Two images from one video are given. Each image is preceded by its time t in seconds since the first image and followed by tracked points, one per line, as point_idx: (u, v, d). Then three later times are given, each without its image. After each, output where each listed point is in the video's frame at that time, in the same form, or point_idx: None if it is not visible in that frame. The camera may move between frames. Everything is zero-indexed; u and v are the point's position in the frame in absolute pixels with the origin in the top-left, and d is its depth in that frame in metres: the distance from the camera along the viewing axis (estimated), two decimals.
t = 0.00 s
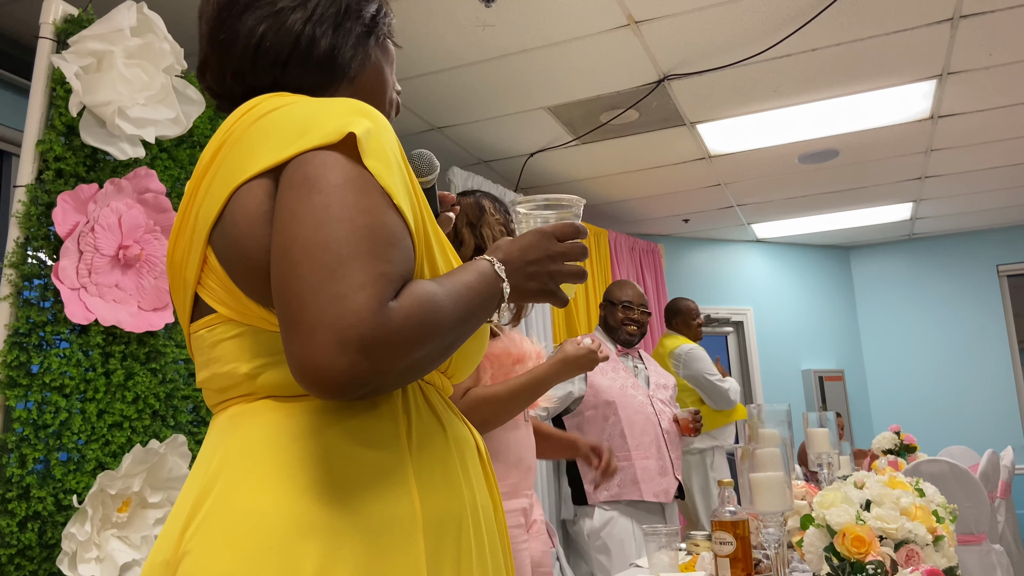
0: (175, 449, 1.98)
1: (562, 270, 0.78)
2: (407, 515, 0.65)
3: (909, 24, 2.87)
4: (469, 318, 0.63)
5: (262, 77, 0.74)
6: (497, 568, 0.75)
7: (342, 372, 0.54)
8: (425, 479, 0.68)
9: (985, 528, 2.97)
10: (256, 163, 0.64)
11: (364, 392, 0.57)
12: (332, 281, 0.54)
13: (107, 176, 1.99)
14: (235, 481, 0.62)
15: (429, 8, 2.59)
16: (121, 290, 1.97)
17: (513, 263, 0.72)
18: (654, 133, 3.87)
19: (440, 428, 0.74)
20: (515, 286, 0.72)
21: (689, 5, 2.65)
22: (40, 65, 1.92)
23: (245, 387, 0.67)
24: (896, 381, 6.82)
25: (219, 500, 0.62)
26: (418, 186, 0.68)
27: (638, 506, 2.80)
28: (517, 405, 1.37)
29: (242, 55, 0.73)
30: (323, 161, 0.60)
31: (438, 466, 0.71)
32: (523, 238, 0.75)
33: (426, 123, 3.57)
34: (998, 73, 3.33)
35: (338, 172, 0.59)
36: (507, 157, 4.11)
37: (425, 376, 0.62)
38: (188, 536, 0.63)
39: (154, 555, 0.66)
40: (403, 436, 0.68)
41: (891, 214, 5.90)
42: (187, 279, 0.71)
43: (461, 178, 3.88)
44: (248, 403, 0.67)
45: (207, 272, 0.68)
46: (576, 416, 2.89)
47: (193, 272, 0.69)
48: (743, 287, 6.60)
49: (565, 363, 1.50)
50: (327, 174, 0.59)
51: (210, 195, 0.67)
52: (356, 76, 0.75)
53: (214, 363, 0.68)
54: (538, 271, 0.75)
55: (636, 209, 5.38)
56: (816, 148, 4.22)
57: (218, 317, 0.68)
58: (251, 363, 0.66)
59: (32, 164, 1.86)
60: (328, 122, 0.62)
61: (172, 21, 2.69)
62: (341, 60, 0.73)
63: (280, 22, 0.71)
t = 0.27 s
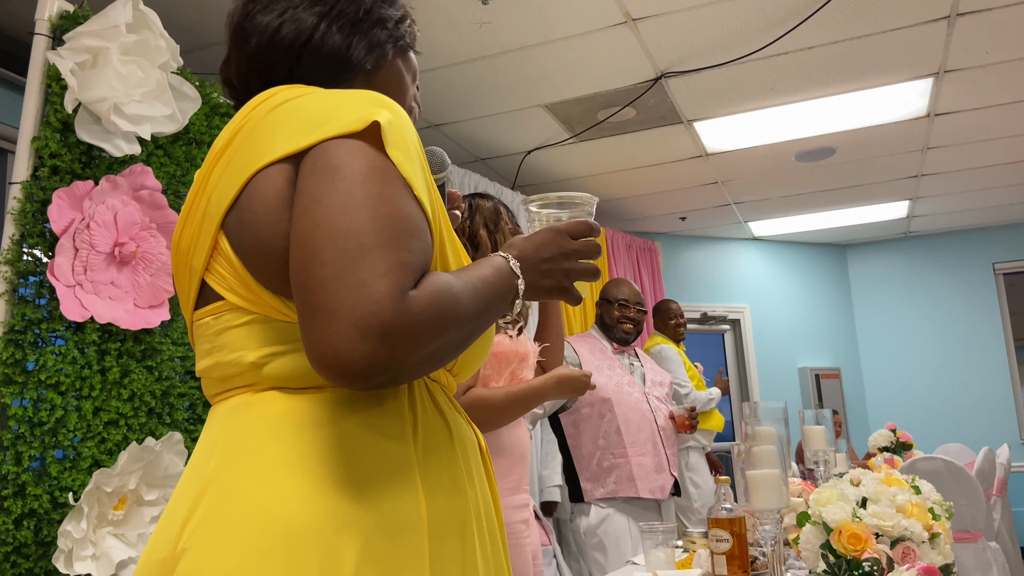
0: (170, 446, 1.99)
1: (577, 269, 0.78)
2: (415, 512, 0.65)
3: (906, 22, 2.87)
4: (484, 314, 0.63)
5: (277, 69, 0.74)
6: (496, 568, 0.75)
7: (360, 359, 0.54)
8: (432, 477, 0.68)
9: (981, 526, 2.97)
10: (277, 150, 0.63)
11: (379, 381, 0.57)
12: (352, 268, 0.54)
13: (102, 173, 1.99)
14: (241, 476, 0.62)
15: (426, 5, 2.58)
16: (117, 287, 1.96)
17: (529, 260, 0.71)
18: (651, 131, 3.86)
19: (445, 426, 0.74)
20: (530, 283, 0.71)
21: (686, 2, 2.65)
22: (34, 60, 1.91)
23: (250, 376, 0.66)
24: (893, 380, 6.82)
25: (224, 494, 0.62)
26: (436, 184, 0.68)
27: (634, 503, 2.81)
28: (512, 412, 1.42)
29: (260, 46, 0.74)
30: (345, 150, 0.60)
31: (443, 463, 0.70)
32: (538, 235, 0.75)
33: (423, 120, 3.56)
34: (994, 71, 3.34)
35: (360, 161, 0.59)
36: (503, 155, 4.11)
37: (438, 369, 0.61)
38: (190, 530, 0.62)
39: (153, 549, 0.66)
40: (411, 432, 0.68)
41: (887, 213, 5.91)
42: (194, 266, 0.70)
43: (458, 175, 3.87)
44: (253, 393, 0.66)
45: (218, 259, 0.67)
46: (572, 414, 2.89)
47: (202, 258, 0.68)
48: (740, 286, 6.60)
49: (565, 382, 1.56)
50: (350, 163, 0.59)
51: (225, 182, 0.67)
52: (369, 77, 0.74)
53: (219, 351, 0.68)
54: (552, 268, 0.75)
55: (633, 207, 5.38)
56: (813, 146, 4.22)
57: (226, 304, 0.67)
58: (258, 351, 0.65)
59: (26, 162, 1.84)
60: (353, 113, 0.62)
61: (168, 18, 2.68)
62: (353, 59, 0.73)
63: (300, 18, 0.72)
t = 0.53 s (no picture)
0: (166, 444, 1.98)
1: (589, 270, 0.78)
2: (413, 506, 0.64)
3: (903, 19, 2.88)
4: (496, 309, 0.63)
5: (305, 73, 0.74)
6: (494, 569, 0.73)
7: (371, 340, 0.53)
8: (433, 472, 0.68)
9: (976, 522, 2.98)
10: (300, 137, 0.64)
11: (389, 366, 0.56)
12: (367, 250, 0.54)
13: (98, 169, 1.98)
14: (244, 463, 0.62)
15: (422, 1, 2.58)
16: (112, 284, 1.96)
17: (543, 261, 0.73)
18: (647, 128, 3.86)
19: (449, 422, 0.73)
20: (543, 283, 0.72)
21: None
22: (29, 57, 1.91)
23: (256, 362, 0.66)
24: (889, 376, 6.84)
25: (226, 479, 0.62)
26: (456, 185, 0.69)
27: (630, 499, 2.82)
28: (507, 406, 1.38)
29: (289, 49, 0.74)
30: (367, 138, 0.60)
31: (446, 457, 0.70)
32: (553, 237, 0.76)
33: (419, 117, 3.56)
34: (991, 68, 3.34)
35: (382, 148, 0.60)
36: (500, 152, 4.11)
37: (451, 359, 0.61)
38: (192, 515, 0.62)
39: (155, 533, 0.66)
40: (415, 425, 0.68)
41: (884, 210, 5.92)
42: (210, 252, 0.71)
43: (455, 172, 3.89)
44: (261, 378, 0.67)
45: (234, 244, 0.68)
46: (569, 410, 2.90)
47: (218, 243, 0.69)
48: (736, 283, 6.61)
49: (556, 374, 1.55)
50: (371, 150, 0.59)
51: (245, 170, 0.68)
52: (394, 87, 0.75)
53: (231, 336, 0.68)
54: (566, 270, 0.76)
55: (630, 205, 5.38)
56: (810, 143, 4.23)
57: (238, 291, 0.68)
58: (267, 336, 0.65)
59: (22, 157, 1.84)
60: (377, 106, 0.63)
61: (164, 15, 2.67)
62: (381, 68, 0.73)
63: (327, 24, 0.72)
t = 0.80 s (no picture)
0: (163, 441, 1.99)
1: (596, 267, 0.77)
2: (437, 501, 0.64)
3: (899, 15, 2.88)
4: (506, 301, 0.63)
5: (295, 67, 0.74)
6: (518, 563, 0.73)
7: (381, 336, 0.54)
8: (456, 467, 0.68)
9: (972, 518, 2.99)
10: (299, 136, 0.64)
11: (400, 362, 0.56)
12: (373, 246, 0.54)
13: (93, 166, 1.98)
14: (263, 461, 0.62)
15: None
16: (108, 280, 1.94)
17: (548, 257, 0.72)
18: (644, 125, 3.86)
19: (470, 416, 0.74)
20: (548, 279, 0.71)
21: None
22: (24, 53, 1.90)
23: (274, 367, 0.66)
24: (885, 373, 6.85)
25: (247, 479, 0.62)
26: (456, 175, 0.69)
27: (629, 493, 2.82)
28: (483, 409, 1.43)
29: (274, 42, 0.73)
30: (367, 132, 0.60)
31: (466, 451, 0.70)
32: (559, 232, 0.75)
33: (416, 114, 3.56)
34: (987, 65, 3.34)
35: (382, 143, 0.60)
36: (497, 149, 4.11)
37: (461, 354, 0.61)
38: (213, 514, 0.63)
39: (177, 533, 0.67)
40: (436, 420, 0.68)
41: (880, 207, 5.92)
42: (218, 262, 0.70)
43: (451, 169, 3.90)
44: (279, 384, 0.67)
45: (242, 252, 0.68)
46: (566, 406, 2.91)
47: (226, 251, 0.68)
48: (733, 280, 6.62)
49: (535, 388, 1.59)
50: (371, 145, 0.59)
51: (248, 174, 0.67)
52: (383, 68, 0.75)
53: (243, 343, 0.69)
54: (572, 267, 0.75)
55: (627, 202, 5.39)
56: (806, 140, 4.23)
57: (248, 296, 0.68)
58: (284, 342, 0.66)
59: (16, 153, 1.83)
60: (373, 100, 0.63)
61: (159, 11, 2.67)
62: (367, 51, 0.74)
63: (308, 13, 0.72)
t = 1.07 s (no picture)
0: (159, 437, 1.97)
1: (590, 265, 0.77)
2: (472, 510, 0.66)
3: (896, 11, 2.87)
4: (515, 308, 0.64)
5: (269, 56, 0.74)
6: (547, 552, 0.77)
7: (408, 363, 0.54)
8: (484, 473, 0.70)
9: (968, 514, 3.00)
10: (292, 154, 0.62)
11: (425, 382, 0.57)
12: (392, 271, 0.54)
13: (88, 162, 1.97)
14: (295, 486, 0.62)
15: None
16: (103, 277, 1.94)
17: (546, 255, 0.72)
18: (641, 121, 3.86)
19: (489, 419, 0.75)
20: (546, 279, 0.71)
21: None
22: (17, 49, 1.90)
23: (295, 388, 0.66)
24: (881, 369, 6.87)
25: (277, 508, 0.62)
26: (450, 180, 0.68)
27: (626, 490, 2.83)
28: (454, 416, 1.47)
29: (249, 31, 0.73)
30: (365, 148, 0.59)
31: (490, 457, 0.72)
32: (554, 230, 0.74)
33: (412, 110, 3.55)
34: (982, 61, 3.34)
35: (382, 159, 0.59)
36: (494, 145, 4.10)
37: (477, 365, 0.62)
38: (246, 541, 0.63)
39: (208, 557, 0.67)
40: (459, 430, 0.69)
41: (876, 203, 5.93)
42: (212, 282, 0.69)
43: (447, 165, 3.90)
44: (299, 406, 0.67)
45: (242, 274, 0.66)
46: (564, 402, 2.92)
47: (223, 274, 0.67)
48: (730, 276, 6.62)
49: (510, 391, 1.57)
50: (370, 163, 0.58)
51: (239, 191, 0.65)
52: (357, 67, 0.75)
53: (255, 366, 0.68)
54: (568, 265, 0.74)
55: (624, 198, 5.39)
56: (803, 136, 4.23)
57: (256, 321, 0.67)
58: (300, 365, 0.65)
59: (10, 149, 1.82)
60: (367, 110, 0.62)
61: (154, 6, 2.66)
62: (342, 47, 0.74)
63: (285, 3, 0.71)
